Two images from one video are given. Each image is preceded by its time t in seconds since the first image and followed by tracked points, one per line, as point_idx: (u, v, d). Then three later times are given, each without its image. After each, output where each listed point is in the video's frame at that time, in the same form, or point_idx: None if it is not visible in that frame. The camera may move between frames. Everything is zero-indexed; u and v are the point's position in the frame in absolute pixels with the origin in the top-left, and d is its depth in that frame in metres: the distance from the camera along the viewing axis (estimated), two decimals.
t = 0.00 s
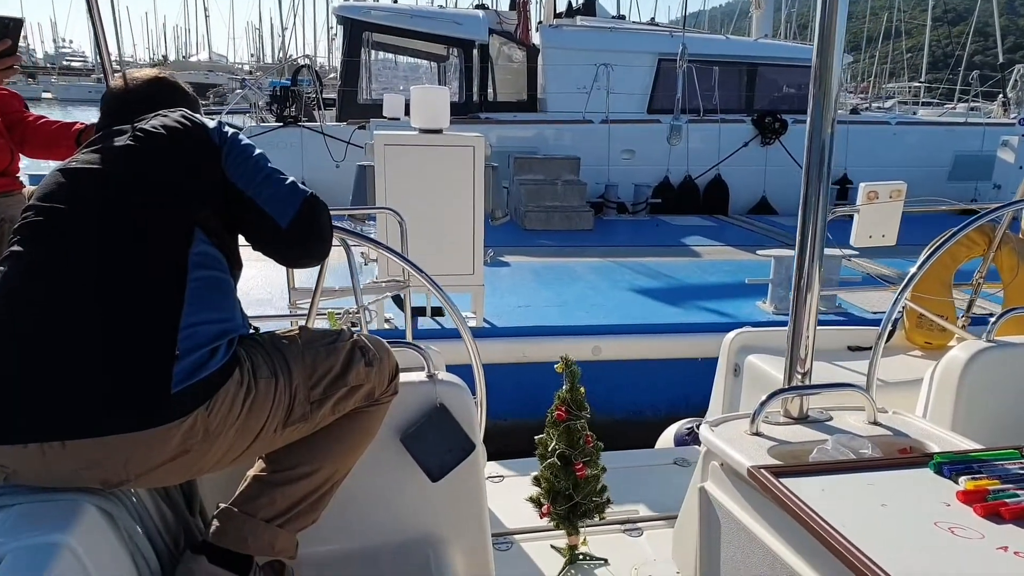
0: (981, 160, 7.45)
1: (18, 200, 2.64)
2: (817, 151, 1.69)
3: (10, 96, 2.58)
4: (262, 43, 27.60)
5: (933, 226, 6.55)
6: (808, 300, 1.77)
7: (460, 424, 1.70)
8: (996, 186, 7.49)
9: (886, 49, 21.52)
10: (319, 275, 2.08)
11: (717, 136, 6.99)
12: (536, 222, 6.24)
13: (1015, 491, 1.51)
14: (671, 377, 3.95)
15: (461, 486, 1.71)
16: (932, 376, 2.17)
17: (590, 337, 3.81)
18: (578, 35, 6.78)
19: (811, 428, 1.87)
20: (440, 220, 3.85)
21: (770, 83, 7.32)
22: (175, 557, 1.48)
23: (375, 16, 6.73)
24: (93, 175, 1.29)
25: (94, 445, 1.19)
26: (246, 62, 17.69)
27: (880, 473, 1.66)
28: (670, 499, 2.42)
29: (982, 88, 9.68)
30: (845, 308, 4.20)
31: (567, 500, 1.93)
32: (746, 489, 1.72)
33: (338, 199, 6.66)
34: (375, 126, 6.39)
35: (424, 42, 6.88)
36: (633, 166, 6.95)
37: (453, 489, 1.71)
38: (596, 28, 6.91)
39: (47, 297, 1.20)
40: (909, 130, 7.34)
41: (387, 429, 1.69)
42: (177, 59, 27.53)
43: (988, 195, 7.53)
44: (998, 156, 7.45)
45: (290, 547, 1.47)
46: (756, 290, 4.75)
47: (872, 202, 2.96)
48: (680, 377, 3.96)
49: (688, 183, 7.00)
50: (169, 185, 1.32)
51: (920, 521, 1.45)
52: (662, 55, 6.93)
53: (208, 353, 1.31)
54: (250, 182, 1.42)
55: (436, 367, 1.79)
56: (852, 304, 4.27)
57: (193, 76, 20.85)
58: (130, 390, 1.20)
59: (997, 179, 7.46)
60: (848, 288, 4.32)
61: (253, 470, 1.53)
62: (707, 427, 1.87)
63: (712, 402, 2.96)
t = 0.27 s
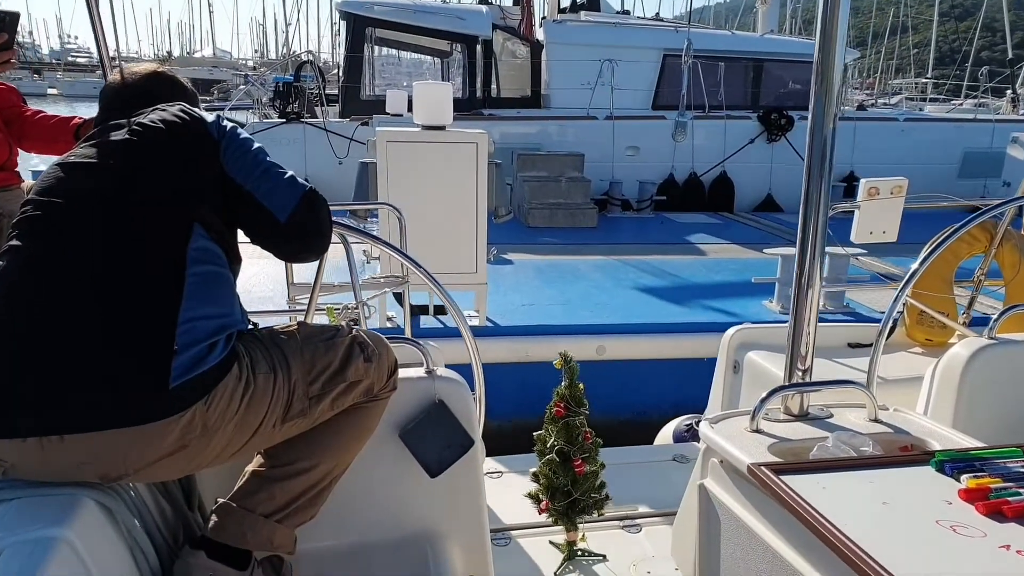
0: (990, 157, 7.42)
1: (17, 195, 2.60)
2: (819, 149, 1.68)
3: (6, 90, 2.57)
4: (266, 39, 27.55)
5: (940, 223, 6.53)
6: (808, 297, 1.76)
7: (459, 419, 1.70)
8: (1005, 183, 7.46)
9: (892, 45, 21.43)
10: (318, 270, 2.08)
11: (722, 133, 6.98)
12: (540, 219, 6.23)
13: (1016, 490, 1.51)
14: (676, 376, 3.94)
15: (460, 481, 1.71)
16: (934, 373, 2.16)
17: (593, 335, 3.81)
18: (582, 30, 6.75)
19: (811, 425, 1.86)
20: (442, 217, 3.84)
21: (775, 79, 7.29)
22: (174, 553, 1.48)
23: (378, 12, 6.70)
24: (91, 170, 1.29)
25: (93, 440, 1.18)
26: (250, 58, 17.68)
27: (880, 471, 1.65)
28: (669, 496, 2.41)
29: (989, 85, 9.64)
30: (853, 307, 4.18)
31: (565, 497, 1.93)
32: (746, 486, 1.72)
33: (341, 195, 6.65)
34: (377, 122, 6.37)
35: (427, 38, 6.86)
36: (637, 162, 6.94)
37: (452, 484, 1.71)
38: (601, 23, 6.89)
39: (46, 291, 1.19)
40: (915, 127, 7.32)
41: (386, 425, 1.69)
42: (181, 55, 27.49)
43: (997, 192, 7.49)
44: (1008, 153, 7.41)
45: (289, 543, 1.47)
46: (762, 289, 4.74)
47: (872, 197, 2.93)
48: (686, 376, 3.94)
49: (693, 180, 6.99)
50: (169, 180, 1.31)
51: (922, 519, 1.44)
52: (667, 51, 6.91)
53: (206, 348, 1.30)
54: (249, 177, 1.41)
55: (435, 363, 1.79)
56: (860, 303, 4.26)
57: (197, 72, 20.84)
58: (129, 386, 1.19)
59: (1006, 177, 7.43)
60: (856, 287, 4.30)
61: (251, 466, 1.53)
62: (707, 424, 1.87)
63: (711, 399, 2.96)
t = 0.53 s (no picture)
0: (999, 154, 7.40)
1: (16, 192, 2.67)
2: (819, 147, 1.68)
3: (9, 88, 2.59)
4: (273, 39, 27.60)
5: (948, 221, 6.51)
6: (809, 293, 1.76)
7: (459, 417, 1.71)
8: (1014, 180, 7.43)
9: (901, 42, 21.34)
10: (320, 267, 2.08)
11: (729, 131, 6.97)
12: (546, 218, 6.23)
13: (1018, 486, 1.50)
14: (682, 376, 3.93)
15: (461, 478, 1.72)
16: (936, 370, 2.16)
17: (597, 333, 3.81)
18: (588, 28, 6.75)
19: (812, 421, 1.86)
20: (446, 216, 3.85)
21: (782, 76, 7.27)
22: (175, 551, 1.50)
23: (383, 10, 6.69)
24: (92, 167, 1.30)
25: (95, 439, 1.20)
26: (256, 56, 17.75)
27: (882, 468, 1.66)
28: (671, 493, 2.42)
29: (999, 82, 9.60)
30: (862, 306, 4.17)
31: (567, 493, 1.93)
32: (747, 483, 1.72)
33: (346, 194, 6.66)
34: (382, 120, 6.39)
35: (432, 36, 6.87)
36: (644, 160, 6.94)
37: (454, 481, 1.72)
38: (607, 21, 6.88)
39: (47, 290, 1.20)
40: (922, 124, 7.31)
41: (387, 422, 1.70)
42: (189, 55, 27.56)
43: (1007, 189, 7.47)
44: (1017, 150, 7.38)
45: (289, 541, 1.48)
46: (771, 288, 4.74)
47: (873, 194, 2.94)
48: (692, 376, 3.94)
49: (700, 178, 6.99)
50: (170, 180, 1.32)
51: (922, 516, 1.44)
52: (673, 48, 6.91)
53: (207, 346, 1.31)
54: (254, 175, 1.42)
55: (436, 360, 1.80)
56: (869, 303, 4.26)
57: (203, 73, 20.91)
58: (129, 385, 1.20)
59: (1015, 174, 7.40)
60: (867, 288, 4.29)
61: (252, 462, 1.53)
62: (708, 420, 1.87)
63: (712, 397, 2.96)
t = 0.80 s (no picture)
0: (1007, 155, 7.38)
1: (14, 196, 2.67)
2: (818, 149, 1.68)
3: (14, 93, 2.61)
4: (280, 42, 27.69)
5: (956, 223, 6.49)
6: (810, 293, 1.77)
7: (461, 418, 1.72)
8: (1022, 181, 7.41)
9: (909, 42, 21.28)
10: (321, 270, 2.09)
11: (736, 132, 6.97)
12: (552, 220, 6.24)
13: (1020, 488, 1.50)
14: (689, 380, 3.92)
15: (463, 480, 1.73)
16: (937, 372, 2.16)
17: (602, 336, 3.82)
18: (593, 30, 6.76)
19: (814, 423, 1.86)
20: (451, 219, 3.86)
21: (789, 78, 7.26)
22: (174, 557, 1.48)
23: (388, 13, 6.72)
24: (103, 132, 1.30)
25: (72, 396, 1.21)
26: (263, 58, 17.83)
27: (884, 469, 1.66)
28: (674, 495, 2.42)
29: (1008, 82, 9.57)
30: (870, 308, 4.16)
31: (568, 495, 1.94)
32: (749, 485, 1.72)
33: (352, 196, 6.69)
34: (388, 123, 6.40)
35: (438, 39, 6.89)
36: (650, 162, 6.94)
37: (455, 483, 1.73)
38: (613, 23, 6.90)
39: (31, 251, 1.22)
40: (930, 125, 7.29)
41: (387, 421, 1.71)
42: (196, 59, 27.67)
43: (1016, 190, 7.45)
44: None
45: (281, 552, 1.49)
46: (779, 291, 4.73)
47: (873, 195, 2.93)
48: (699, 379, 3.93)
49: (707, 179, 6.99)
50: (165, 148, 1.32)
51: (924, 518, 1.44)
52: (679, 50, 6.92)
53: (197, 310, 1.31)
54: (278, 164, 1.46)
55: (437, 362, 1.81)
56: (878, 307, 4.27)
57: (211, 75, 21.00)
58: (110, 342, 1.21)
59: None
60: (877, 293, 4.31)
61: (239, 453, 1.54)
62: (710, 422, 1.87)
63: (715, 398, 2.96)
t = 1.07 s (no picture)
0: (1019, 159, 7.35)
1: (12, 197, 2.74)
2: (823, 155, 1.68)
3: (19, 98, 2.72)
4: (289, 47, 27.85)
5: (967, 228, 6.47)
6: (814, 296, 1.77)
7: (465, 424, 1.73)
8: None
9: (917, 45, 21.26)
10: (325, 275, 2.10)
11: (745, 136, 6.98)
12: (559, 226, 6.25)
13: None
14: (699, 387, 3.91)
15: (467, 484, 1.74)
16: (942, 376, 2.15)
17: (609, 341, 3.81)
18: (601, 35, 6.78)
19: (819, 428, 1.85)
20: (458, 224, 3.87)
21: (798, 82, 7.25)
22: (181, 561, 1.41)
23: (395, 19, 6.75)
24: (121, 56, 1.27)
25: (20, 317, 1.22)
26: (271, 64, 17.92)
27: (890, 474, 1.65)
28: (677, 501, 2.42)
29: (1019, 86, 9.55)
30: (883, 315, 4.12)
31: (572, 501, 1.94)
32: (755, 491, 1.71)
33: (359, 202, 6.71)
34: (395, 129, 6.42)
35: (446, 44, 6.91)
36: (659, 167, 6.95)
37: (458, 488, 1.73)
38: (621, 28, 6.93)
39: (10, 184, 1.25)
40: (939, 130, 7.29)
41: (393, 425, 1.72)
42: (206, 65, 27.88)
43: None
44: None
45: (268, 564, 1.38)
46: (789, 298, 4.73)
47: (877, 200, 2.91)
48: (709, 386, 3.92)
49: (715, 184, 6.99)
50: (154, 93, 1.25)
51: (931, 523, 1.44)
52: (687, 54, 6.93)
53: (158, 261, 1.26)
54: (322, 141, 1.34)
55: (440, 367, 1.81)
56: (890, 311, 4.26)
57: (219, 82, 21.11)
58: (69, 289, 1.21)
59: None
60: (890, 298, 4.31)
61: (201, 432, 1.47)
62: (714, 427, 1.87)
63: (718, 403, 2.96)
